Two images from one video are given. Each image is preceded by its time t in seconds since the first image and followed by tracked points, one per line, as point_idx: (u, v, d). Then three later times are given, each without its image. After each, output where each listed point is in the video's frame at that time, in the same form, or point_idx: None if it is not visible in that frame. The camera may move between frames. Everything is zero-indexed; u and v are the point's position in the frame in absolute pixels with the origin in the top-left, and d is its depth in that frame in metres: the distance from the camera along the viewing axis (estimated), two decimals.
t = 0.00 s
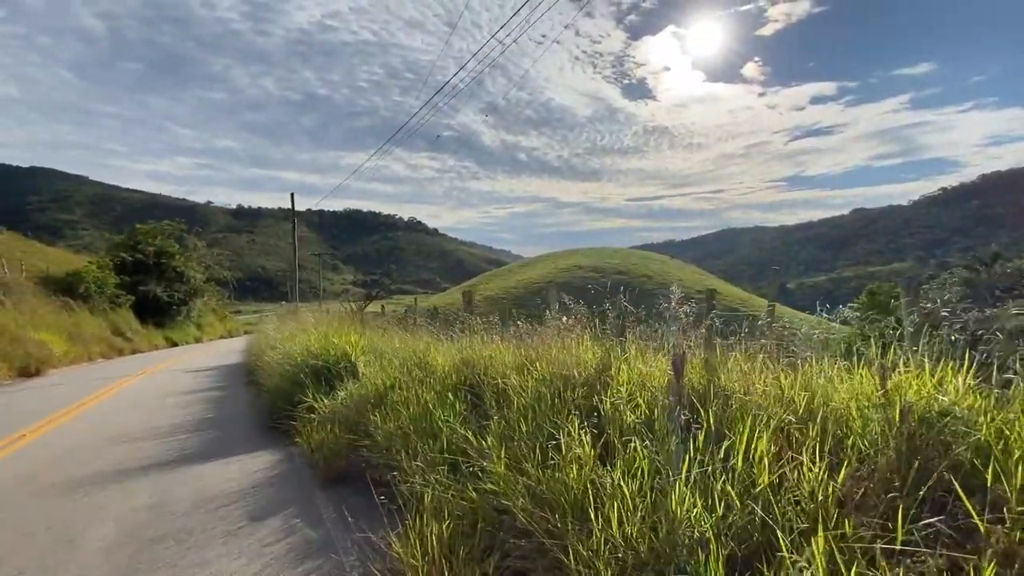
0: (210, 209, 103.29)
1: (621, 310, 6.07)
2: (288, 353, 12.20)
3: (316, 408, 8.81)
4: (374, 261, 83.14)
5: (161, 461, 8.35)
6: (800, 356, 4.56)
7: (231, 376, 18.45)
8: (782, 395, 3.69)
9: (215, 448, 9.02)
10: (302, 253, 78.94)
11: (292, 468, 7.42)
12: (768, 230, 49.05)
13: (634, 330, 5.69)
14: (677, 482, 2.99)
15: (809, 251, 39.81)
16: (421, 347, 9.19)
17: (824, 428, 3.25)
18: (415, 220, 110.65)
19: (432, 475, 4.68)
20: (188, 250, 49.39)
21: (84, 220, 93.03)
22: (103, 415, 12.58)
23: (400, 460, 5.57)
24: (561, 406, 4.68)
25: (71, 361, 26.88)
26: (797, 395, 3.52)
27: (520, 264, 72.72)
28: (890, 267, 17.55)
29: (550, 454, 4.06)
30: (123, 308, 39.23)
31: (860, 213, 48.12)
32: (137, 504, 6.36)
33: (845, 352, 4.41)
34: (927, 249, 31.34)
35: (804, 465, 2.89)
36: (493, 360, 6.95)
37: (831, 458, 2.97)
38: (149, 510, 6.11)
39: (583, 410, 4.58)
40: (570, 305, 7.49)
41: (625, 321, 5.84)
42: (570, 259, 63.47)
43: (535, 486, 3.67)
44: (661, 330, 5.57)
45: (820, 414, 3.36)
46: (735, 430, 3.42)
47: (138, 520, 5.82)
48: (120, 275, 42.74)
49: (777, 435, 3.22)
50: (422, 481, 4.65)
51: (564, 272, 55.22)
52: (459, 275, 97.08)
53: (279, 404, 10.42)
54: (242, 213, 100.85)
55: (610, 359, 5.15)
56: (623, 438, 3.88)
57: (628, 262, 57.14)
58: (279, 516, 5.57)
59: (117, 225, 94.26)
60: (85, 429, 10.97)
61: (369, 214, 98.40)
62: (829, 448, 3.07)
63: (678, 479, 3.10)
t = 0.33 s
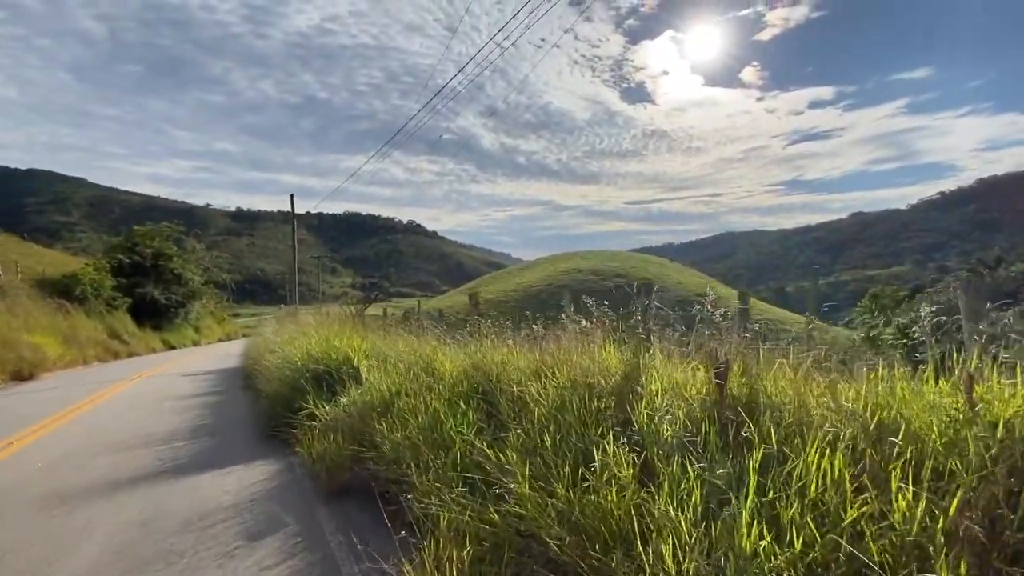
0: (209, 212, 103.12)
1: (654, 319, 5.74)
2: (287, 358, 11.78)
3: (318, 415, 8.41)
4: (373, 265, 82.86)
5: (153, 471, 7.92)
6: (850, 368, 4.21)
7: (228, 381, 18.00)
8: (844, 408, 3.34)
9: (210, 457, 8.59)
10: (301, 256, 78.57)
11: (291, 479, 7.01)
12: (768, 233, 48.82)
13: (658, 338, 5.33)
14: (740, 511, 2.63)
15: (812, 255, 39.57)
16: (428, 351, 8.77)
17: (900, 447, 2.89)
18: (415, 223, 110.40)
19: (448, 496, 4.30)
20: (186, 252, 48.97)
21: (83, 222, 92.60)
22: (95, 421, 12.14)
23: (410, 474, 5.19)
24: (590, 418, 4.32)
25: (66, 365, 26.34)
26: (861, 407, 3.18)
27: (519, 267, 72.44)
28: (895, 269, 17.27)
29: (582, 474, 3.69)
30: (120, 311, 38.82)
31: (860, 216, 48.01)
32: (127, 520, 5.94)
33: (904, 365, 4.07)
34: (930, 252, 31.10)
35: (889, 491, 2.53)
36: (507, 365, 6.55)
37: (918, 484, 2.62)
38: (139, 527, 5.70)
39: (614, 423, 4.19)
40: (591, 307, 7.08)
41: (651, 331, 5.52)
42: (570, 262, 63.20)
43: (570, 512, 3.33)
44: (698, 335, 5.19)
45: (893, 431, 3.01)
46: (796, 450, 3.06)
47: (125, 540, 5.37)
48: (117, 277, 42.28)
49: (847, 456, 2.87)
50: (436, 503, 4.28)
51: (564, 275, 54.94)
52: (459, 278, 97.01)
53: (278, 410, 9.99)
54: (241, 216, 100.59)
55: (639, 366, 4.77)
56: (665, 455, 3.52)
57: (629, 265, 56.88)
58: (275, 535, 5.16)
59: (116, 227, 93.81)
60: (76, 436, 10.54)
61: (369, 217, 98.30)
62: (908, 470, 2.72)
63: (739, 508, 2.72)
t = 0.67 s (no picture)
0: (190, 214, 100.87)
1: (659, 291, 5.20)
2: (271, 364, 11.22)
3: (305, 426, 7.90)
4: (359, 268, 81.89)
5: (124, 488, 7.32)
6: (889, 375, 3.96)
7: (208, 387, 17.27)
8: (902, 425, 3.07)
9: (187, 471, 8.01)
10: (286, 259, 77.29)
11: (278, 496, 6.54)
12: (754, 238, 49.12)
13: (665, 309, 4.84)
14: (813, 551, 2.31)
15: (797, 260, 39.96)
16: (421, 357, 8.34)
17: (973, 473, 2.65)
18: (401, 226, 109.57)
19: (455, 521, 3.89)
20: (166, 254, 47.65)
21: (57, 223, 89.86)
22: (62, 431, 11.38)
23: (409, 494, 4.77)
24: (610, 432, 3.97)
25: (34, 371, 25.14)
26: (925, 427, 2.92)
27: (506, 271, 72.19)
28: (881, 274, 17.35)
29: (613, 499, 3.35)
30: (95, 316, 37.45)
31: (842, 222, 48.76)
32: (91, 546, 5.38)
33: (946, 371, 3.81)
34: (913, 257, 31.49)
35: (983, 529, 2.28)
36: (511, 373, 6.14)
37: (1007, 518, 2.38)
38: (106, 554, 5.15)
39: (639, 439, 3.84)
40: (602, 313, 6.74)
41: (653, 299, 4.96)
42: (557, 266, 63.10)
43: (604, 544, 2.97)
44: (727, 349, 4.91)
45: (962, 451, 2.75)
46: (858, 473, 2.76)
47: (93, 569, 4.81)
48: (93, 279, 40.84)
49: (922, 482, 2.58)
50: (443, 529, 3.87)
51: (552, 279, 54.76)
52: (445, 281, 96.47)
53: (260, 420, 9.45)
54: (223, 218, 98.65)
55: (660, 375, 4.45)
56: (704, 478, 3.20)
57: (616, 270, 56.89)
58: (261, 562, 4.67)
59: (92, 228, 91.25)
60: (42, 448, 9.83)
61: (355, 220, 97.25)
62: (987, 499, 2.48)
63: (810, 542, 2.38)
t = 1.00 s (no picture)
0: (147, 215, 96.36)
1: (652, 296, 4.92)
2: (230, 374, 10.44)
3: (267, 442, 7.29)
4: (326, 273, 79.92)
5: (57, 516, 6.51)
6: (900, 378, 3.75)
7: (161, 399, 16.11)
8: (931, 437, 2.85)
9: (133, 495, 7.23)
10: (250, 263, 74.64)
11: (236, 522, 5.90)
12: (719, 245, 50.28)
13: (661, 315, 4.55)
14: None
15: (763, 267, 41.01)
16: (395, 365, 7.84)
17: None
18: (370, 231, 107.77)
19: (441, 558, 3.45)
20: (119, 257, 45.07)
21: None
22: None
23: (386, 521, 4.28)
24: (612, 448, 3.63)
25: None
26: (966, 445, 2.68)
27: (477, 277, 71.84)
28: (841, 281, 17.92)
29: (624, 530, 2.98)
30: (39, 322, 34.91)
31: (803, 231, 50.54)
32: None
33: (957, 376, 3.62)
34: (868, 263, 32.77)
35: None
36: (494, 382, 5.73)
37: None
38: None
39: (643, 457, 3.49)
40: (595, 320, 6.42)
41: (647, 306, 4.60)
42: (529, 272, 63.02)
43: None
44: (729, 364, 4.68)
45: (1007, 469, 2.54)
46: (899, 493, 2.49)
47: None
48: (36, 283, 38.13)
49: (978, 508, 2.32)
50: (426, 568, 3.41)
51: (525, 285, 54.59)
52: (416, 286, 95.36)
53: (217, 436, 8.70)
54: (183, 220, 94.57)
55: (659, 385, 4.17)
56: (723, 502, 2.88)
57: (587, 276, 57.22)
58: None
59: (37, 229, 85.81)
60: None
61: (323, 224, 95.16)
62: None
63: None
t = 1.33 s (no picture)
0: (76, 214, 89.44)
1: (628, 304, 4.72)
2: (163, 386, 9.48)
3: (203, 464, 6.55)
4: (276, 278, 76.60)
5: None
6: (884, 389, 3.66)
7: (82, 414, 14.60)
8: (937, 449, 2.70)
9: (40, 528, 6.30)
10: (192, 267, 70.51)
11: (163, 557, 5.18)
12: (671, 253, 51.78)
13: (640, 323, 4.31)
14: None
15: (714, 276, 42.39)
16: (350, 375, 7.27)
17: None
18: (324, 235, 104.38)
19: None
20: (42, 259, 41.36)
21: None
22: None
23: (340, 555, 3.77)
24: (596, 466, 3.33)
25: None
26: (977, 458, 2.54)
27: (435, 284, 70.80)
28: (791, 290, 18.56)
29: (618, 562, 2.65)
30: None
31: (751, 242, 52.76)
32: None
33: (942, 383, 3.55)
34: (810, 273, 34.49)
35: None
36: (460, 393, 5.32)
37: None
38: None
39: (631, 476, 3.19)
40: (571, 327, 6.12)
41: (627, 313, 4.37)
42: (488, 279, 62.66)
43: None
44: (711, 376, 4.49)
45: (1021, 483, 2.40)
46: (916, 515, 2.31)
47: None
48: None
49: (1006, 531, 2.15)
50: None
51: (484, 292, 54.15)
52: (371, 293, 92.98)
53: (146, 456, 7.81)
54: (117, 220, 88.38)
55: (641, 397, 3.91)
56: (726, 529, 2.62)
57: (545, 283, 57.48)
58: None
59: None
60: None
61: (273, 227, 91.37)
62: None
63: None
